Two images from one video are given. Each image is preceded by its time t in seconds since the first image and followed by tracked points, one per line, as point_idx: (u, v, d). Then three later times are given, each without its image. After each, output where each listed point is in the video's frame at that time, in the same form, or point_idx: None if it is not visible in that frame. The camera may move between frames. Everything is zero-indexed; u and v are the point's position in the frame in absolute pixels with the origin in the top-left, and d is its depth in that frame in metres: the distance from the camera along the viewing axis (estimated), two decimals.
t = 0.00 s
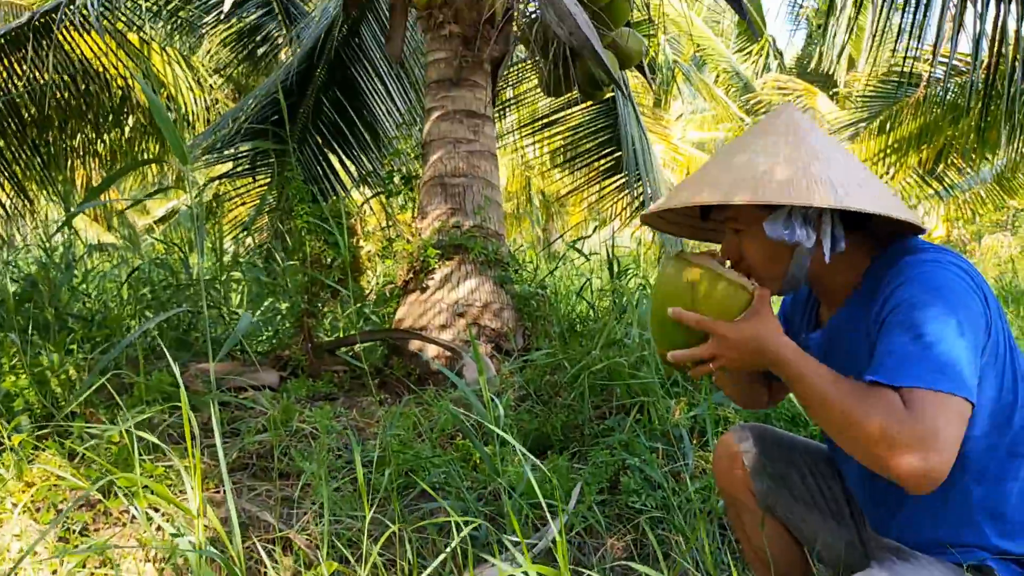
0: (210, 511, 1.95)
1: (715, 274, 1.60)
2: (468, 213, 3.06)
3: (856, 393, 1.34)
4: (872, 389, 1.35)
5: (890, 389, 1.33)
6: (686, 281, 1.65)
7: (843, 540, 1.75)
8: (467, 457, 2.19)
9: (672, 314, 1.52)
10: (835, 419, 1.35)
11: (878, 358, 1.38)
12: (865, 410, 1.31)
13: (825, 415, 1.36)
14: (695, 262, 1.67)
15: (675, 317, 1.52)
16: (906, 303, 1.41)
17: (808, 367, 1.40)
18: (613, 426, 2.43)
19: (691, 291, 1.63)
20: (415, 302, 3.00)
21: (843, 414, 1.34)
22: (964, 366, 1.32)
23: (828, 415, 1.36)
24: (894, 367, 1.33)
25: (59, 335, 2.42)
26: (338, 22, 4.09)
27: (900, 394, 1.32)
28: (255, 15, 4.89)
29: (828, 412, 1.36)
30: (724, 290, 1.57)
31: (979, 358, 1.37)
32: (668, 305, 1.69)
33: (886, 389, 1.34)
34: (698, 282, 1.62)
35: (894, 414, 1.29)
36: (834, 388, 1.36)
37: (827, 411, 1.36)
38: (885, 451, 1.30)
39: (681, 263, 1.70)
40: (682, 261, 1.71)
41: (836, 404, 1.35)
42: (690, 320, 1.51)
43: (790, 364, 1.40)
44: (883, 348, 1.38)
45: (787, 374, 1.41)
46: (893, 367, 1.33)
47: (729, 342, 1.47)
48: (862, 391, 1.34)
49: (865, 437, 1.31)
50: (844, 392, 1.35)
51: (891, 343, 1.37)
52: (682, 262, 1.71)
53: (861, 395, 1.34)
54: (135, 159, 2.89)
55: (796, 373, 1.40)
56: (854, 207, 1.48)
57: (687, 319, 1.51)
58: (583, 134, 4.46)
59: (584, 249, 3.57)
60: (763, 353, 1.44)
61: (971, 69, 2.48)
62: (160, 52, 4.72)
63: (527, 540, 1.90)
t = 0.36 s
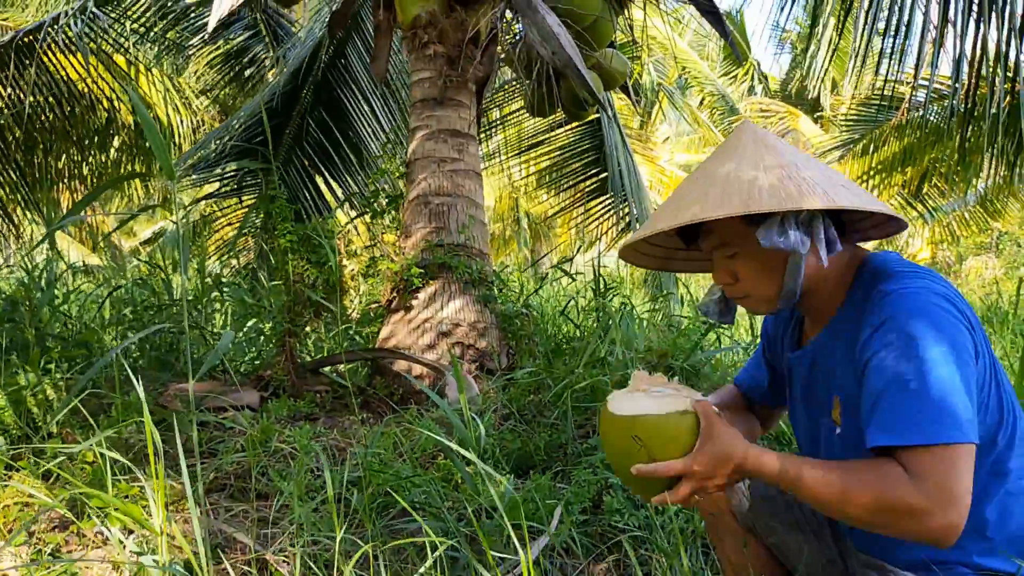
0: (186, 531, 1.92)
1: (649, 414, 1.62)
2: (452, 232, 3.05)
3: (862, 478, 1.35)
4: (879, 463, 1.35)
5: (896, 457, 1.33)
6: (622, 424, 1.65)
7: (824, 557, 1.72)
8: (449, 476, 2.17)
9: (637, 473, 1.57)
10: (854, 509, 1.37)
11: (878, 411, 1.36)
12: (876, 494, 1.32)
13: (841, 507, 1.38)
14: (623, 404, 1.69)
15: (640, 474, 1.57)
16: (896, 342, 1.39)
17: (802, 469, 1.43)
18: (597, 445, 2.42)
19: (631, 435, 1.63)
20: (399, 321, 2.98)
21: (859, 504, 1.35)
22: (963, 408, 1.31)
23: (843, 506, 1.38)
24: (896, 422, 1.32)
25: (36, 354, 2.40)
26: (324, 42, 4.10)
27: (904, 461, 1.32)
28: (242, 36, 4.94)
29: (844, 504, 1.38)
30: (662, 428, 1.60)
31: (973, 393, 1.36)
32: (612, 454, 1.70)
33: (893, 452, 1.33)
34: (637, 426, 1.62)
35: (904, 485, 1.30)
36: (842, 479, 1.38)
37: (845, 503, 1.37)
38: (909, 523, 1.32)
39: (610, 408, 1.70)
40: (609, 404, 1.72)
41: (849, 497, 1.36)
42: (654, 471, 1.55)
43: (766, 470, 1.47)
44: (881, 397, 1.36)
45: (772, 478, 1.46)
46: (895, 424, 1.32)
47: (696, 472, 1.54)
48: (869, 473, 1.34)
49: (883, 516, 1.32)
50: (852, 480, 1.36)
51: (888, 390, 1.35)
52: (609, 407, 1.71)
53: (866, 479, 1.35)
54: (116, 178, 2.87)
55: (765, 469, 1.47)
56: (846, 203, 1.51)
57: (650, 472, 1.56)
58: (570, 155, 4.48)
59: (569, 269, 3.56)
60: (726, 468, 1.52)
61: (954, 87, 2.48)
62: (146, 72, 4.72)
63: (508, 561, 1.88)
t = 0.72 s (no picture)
0: (165, 550, 1.92)
1: (612, 442, 1.59)
2: (435, 249, 3.06)
3: (836, 504, 1.33)
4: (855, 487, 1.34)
5: (876, 479, 1.32)
6: (586, 450, 1.63)
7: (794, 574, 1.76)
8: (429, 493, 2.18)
9: (598, 499, 1.55)
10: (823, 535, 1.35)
11: (865, 429, 1.34)
12: (850, 517, 1.31)
13: (806, 534, 1.37)
14: (591, 428, 1.66)
15: (601, 501, 1.55)
16: (883, 359, 1.39)
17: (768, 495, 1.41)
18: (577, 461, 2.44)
19: (594, 462, 1.60)
20: (382, 337, 2.99)
21: (829, 530, 1.34)
22: (948, 431, 1.31)
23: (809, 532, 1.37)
24: (884, 441, 1.31)
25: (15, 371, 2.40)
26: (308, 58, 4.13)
27: (883, 484, 1.31)
28: (227, 53, 4.96)
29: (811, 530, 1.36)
30: (623, 459, 1.56)
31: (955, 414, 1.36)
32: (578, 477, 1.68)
33: (878, 474, 1.32)
34: (599, 453, 1.60)
35: (880, 508, 1.29)
36: (813, 504, 1.36)
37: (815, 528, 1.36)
38: (880, 547, 1.31)
39: (579, 431, 1.68)
40: (579, 426, 1.70)
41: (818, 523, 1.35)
42: (615, 497, 1.54)
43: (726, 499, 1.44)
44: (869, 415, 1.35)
45: (733, 509, 1.44)
46: (884, 443, 1.30)
47: (654, 503, 1.51)
48: (847, 496, 1.33)
49: (858, 538, 1.31)
50: (824, 506, 1.34)
51: (878, 408, 1.34)
52: (578, 429, 1.69)
53: (843, 502, 1.33)
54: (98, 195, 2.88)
55: (725, 501, 1.44)
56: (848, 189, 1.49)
57: (611, 500, 1.54)
58: (554, 171, 4.52)
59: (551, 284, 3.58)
60: (685, 499, 1.49)
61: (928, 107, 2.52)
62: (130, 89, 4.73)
63: None
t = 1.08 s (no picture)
0: (145, 564, 1.90)
1: (617, 435, 1.43)
2: (418, 260, 3.06)
3: (840, 501, 1.26)
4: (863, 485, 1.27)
5: (890, 477, 1.26)
6: (587, 441, 1.46)
7: None
8: (412, 506, 2.17)
9: (601, 494, 1.38)
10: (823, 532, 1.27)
11: (880, 423, 1.29)
12: (856, 515, 1.23)
13: (805, 528, 1.29)
14: (589, 419, 1.50)
15: (604, 496, 1.38)
16: (899, 357, 1.34)
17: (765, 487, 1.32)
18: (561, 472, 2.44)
19: (597, 455, 1.44)
20: (365, 348, 2.98)
21: (831, 528, 1.26)
22: (956, 430, 1.27)
23: (808, 528, 1.29)
24: (901, 437, 1.25)
25: None
26: (291, 70, 4.14)
27: (897, 484, 1.25)
28: (209, 63, 4.94)
29: (809, 527, 1.28)
30: (630, 453, 1.41)
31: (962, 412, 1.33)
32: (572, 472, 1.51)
33: (891, 472, 1.26)
34: (604, 446, 1.43)
35: (893, 505, 1.22)
36: (814, 499, 1.29)
37: (813, 526, 1.28)
38: (882, 549, 1.24)
39: (575, 421, 1.52)
40: (572, 416, 1.54)
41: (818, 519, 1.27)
42: (622, 493, 1.37)
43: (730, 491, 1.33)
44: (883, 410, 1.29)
45: (736, 505, 1.33)
46: (901, 440, 1.25)
47: (663, 497, 1.36)
48: (856, 492, 1.26)
49: (869, 540, 1.23)
50: (827, 502, 1.27)
51: (896, 401, 1.29)
52: (573, 419, 1.53)
53: (850, 497, 1.25)
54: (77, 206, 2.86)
55: (731, 496, 1.33)
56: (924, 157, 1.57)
57: (619, 494, 1.37)
58: (536, 182, 4.54)
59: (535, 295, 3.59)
60: (698, 492, 1.35)
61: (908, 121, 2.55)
62: (111, 99, 4.70)
63: None
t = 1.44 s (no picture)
0: None
1: (654, 432, 1.25)
2: (393, 268, 3.04)
3: (860, 497, 1.21)
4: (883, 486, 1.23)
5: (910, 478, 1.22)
6: (621, 441, 1.27)
7: None
8: (384, 516, 2.16)
9: (635, 498, 1.23)
10: (833, 528, 1.22)
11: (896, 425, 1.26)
12: (878, 513, 1.18)
13: (822, 528, 1.23)
14: (615, 412, 1.31)
15: (639, 500, 1.23)
16: (919, 356, 1.31)
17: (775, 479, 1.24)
18: (536, 481, 2.43)
19: (635, 455, 1.25)
20: (339, 357, 2.96)
21: (845, 526, 1.21)
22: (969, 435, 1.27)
23: (817, 524, 1.23)
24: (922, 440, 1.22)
25: None
26: (266, 76, 4.13)
27: (918, 487, 1.21)
28: (184, 70, 4.92)
29: (820, 523, 1.22)
30: (666, 452, 1.24)
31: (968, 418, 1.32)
32: (593, 473, 1.32)
33: (908, 475, 1.22)
34: (641, 444, 1.25)
35: (920, 509, 1.19)
36: (826, 494, 1.23)
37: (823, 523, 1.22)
38: (895, 551, 1.20)
39: (599, 415, 1.32)
40: (593, 408, 1.34)
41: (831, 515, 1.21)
42: (658, 495, 1.22)
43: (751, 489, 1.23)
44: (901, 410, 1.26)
45: (758, 503, 1.23)
46: (921, 442, 1.21)
47: (696, 498, 1.23)
48: (873, 490, 1.22)
49: (891, 544, 1.19)
50: (841, 499, 1.22)
51: (918, 400, 1.26)
52: (596, 413, 1.33)
53: (868, 496, 1.21)
54: (47, 214, 2.83)
55: (759, 495, 1.23)
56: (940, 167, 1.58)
57: (654, 498, 1.22)
58: (513, 190, 4.54)
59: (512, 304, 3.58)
60: (725, 493, 1.24)
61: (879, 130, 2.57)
62: (85, 105, 4.66)
63: None
